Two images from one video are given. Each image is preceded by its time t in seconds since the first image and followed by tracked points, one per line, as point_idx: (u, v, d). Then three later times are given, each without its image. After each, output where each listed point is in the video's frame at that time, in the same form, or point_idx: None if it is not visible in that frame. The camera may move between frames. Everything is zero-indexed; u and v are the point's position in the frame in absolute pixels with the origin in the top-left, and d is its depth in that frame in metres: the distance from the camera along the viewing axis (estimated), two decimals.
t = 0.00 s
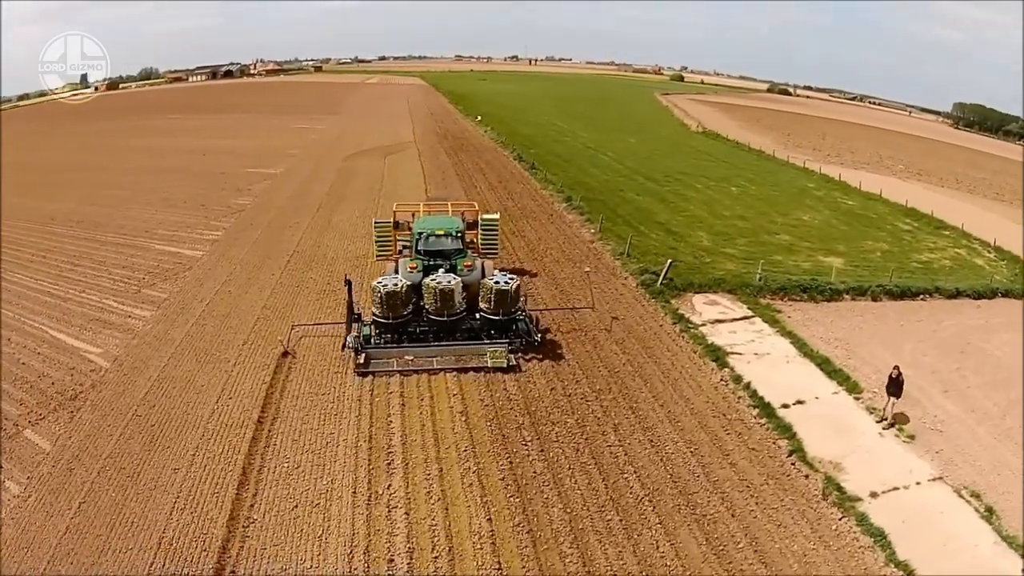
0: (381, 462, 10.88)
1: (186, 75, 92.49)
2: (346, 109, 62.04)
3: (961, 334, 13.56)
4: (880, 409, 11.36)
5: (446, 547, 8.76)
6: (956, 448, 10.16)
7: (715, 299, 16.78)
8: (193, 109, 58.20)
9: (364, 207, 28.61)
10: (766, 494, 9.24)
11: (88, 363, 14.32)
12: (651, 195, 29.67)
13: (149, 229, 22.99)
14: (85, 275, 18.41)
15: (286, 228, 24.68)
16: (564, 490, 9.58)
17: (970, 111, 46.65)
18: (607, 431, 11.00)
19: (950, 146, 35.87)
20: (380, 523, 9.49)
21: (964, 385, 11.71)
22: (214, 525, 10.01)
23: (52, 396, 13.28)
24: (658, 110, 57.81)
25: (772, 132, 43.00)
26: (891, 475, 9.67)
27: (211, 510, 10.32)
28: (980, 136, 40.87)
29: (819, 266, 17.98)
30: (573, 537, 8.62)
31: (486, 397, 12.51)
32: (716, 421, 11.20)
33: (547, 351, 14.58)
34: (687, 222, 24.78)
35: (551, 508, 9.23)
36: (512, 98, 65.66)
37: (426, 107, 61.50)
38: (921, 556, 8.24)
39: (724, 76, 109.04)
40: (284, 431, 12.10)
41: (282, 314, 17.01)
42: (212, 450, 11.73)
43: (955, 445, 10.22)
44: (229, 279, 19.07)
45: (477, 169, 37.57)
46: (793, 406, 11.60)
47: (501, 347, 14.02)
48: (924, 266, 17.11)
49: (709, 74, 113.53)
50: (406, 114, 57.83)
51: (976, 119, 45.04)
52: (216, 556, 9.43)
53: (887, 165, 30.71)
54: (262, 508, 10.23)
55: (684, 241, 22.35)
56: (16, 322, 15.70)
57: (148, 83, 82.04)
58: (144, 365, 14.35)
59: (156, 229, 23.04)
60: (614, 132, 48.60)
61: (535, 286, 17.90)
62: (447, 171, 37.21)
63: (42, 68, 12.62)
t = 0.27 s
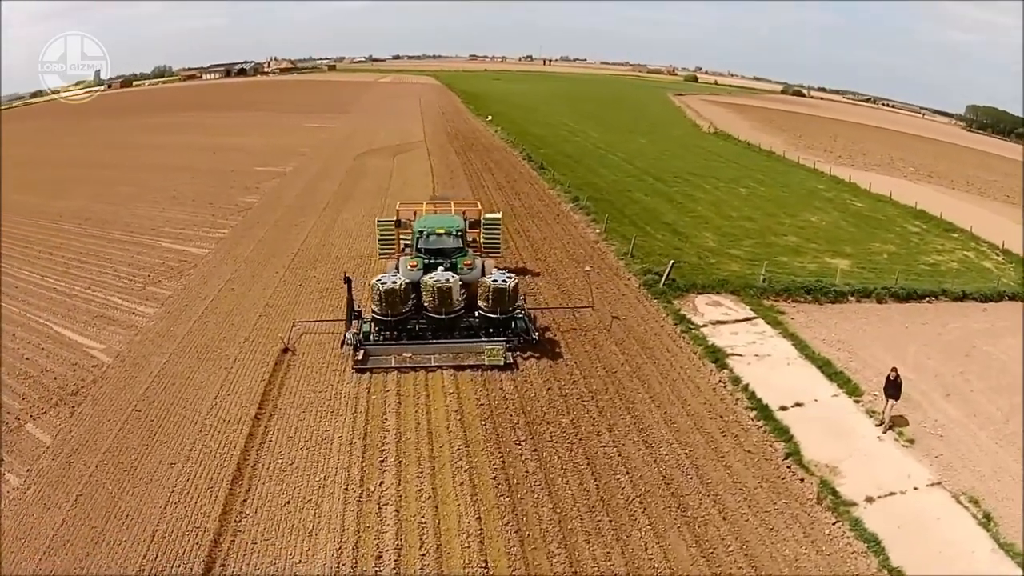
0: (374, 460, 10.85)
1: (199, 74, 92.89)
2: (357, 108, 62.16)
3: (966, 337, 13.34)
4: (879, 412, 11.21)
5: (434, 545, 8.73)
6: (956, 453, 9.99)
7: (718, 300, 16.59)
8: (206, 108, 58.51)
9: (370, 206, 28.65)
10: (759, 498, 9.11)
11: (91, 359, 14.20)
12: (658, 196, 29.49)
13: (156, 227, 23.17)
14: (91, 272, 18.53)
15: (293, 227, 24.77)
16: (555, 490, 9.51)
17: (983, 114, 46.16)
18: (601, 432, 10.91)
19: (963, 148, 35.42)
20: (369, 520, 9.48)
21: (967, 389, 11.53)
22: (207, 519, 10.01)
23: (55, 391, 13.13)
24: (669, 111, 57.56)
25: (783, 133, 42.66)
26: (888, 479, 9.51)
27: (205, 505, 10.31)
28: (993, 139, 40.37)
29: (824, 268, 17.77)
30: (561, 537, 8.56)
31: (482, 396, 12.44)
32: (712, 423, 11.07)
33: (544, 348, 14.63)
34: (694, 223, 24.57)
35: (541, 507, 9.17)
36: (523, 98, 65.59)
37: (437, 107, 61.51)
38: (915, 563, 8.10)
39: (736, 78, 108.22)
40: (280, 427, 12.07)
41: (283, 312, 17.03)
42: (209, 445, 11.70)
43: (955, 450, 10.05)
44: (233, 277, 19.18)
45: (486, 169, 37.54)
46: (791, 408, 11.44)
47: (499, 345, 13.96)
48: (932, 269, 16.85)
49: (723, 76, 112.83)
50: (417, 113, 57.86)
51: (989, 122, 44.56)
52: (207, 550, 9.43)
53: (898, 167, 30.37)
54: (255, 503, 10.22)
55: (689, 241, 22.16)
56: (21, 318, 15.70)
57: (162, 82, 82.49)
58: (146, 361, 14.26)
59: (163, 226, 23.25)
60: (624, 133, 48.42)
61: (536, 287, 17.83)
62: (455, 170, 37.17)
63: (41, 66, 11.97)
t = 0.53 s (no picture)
0: (370, 456, 10.87)
1: (214, 72, 93.59)
2: (370, 107, 62.39)
3: (972, 342, 13.17)
4: (880, 416, 11.08)
5: (424, 542, 8.74)
6: (957, 459, 9.87)
7: (723, 301, 16.47)
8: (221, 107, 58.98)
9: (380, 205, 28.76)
10: (754, 501, 9.02)
11: (96, 354, 14.31)
12: (667, 197, 29.35)
13: (166, 224, 23.55)
14: (100, 269, 18.75)
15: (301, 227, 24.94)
16: (548, 490, 9.49)
17: (1000, 117, 45.58)
18: (597, 433, 10.86)
19: (978, 152, 34.98)
20: (362, 515, 9.52)
21: (971, 395, 11.37)
22: (202, 512, 10.09)
23: (60, 385, 13.20)
24: (682, 112, 57.29)
25: (797, 135, 42.32)
26: (886, 485, 9.40)
27: (201, 498, 10.38)
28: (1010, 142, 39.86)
29: (831, 270, 17.57)
30: (551, 537, 8.53)
31: (480, 395, 12.44)
32: (710, 424, 10.98)
33: (544, 347, 14.69)
34: (703, 224, 24.43)
35: (532, 507, 9.15)
36: (536, 98, 65.57)
37: (449, 106, 61.61)
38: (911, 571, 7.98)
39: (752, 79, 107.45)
40: (278, 423, 12.12)
41: (288, 310, 17.13)
42: (208, 440, 11.77)
43: (956, 456, 9.94)
44: (240, 275, 19.36)
45: (497, 168, 37.56)
46: (791, 411, 11.33)
47: (499, 343, 14.03)
48: (940, 272, 16.64)
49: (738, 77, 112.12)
50: (429, 113, 58.00)
51: (1007, 125, 43.98)
52: (201, 542, 9.51)
53: (911, 169, 30.03)
54: (251, 497, 10.27)
55: (697, 243, 22.03)
56: (30, 312, 15.85)
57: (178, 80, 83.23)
58: (150, 357, 14.39)
59: (173, 224, 23.57)
60: (636, 133, 48.24)
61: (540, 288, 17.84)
62: (465, 170, 37.22)
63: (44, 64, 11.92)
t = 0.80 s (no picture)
0: (366, 454, 10.91)
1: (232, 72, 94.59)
2: (384, 108, 62.61)
3: (979, 347, 12.99)
4: (881, 421, 10.96)
5: (415, 539, 8.78)
6: (957, 466, 9.75)
7: (728, 304, 16.34)
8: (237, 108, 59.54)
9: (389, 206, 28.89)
10: (748, 504, 8.94)
11: (102, 350, 14.47)
12: (677, 199, 29.20)
13: (176, 222, 23.91)
14: (110, 266, 18.97)
15: (310, 227, 25.13)
16: (541, 490, 9.48)
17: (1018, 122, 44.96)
18: (594, 434, 10.81)
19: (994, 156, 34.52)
20: (355, 512, 9.57)
21: (975, 401, 11.22)
22: (199, 506, 10.18)
23: (65, 379, 13.34)
24: (696, 114, 57.01)
25: (811, 138, 41.98)
26: (884, 491, 9.29)
27: (198, 492, 10.48)
28: None
29: (839, 273, 17.39)
30: (541, 537, 8.52)
31: (479, 395, 12.45)
32: (708, 427, 10.90)
33: (545, 347, 14.79)
34: (712, 226, 24.27)
35: (525, 506, 9.14)
36: (549, 100, 65.55)
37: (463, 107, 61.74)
38: None
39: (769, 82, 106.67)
40: (278, 420, 12.20)
41: (293, 308, 17.24)
42: (208, 435, 11.86)
43: (956, 463, 9.82)
44: (248, 275, 19.56)
45: (508, 169, 37.58)
46: (791, 415, 11.23)
47: (499, 343, 14.14)
48: (949, 277, 16.43)
49: (754, 80, 111.37)
50: (443, 114, 58.16)
51: None
52: (196, 535, 9.60)
53: (925, 174, 29.69)
54: (247, 492, 10.35)
55: (705, 245, 21.89)
56: (39, 308, 16.06)
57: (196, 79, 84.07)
58: (155, 353, 14.53)
59: (183, 222, 23.97)
60: (649, 136, 48.10)
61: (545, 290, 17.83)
62: (476, 170, 37.29)
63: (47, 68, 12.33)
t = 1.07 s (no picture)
0: (363, 450, 10.96)
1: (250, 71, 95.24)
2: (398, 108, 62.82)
3: (985, 353, 12.81)
4: (882, 426, 10.83)
5: (405, 536, 8.83)
6: (957, 473, 9.62)
7: (732, 306, 16.20)
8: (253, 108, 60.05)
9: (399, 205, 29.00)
10: (741, 508, 8.86)
11: (108, 345, 14.65)
12: (687, 201, 29.03)
13: (187, 221, 24.24)
14: (119, 263, 19.22)
15: (320, 227, 25.27)
16: (533, 489, 9.48)
17: None
18: (590, 434, 10.78)
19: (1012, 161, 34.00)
20: (348, 507, 9.65)
21: (978, 407, 11.07)
22: (196, 498, 10.28)
23: (71, 373, 13.51)
24: (710, 116, 56.70)
25: (825, 141, 41.59)
26: (882, 496, 9.18)
27: (196, 485, 10.57)
28: None
29: (847, 276, 17.21)
30: (531, 536, 8.52)
31: (478, 394, 12.45)
32: (705, 430, 10.83)
33: (546, 347, 14.80)
34: (721, 228, 24.10)
35: (517, 505, 9.14)
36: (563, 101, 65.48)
37: (477, 107, 61.83)
38: None
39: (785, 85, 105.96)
40: (277, 416, 12.27)
41: (298, 307, 17.36)
42: (208, 430, 11.96)
43: (957, 470, 9.68)
44: (255, 273, 19.73)
45: (519, 170, 37.58)
46: (790, 419, 11.12)
47: (500, 341, 14.16)
48: (958, 281, 16.21)
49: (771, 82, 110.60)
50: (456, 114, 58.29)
51: None
52: (192, 527, 9.72)
53: (939, 177, 29.32)
54: (244, 486, 10.43)
55: (713, 247, 21.73)
56: (48, 303, 16.26)
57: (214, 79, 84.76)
58: (160, 349, 14.69)
59: (194, 220, 24.39)
60: (662, 137, 47.89)
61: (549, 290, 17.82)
62: (487, 171, 37.34)
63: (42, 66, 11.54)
